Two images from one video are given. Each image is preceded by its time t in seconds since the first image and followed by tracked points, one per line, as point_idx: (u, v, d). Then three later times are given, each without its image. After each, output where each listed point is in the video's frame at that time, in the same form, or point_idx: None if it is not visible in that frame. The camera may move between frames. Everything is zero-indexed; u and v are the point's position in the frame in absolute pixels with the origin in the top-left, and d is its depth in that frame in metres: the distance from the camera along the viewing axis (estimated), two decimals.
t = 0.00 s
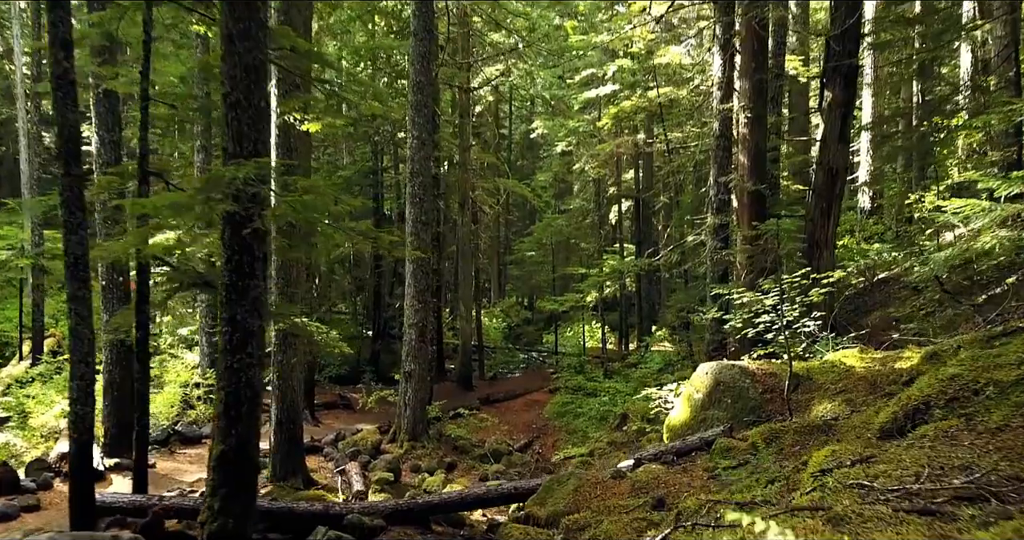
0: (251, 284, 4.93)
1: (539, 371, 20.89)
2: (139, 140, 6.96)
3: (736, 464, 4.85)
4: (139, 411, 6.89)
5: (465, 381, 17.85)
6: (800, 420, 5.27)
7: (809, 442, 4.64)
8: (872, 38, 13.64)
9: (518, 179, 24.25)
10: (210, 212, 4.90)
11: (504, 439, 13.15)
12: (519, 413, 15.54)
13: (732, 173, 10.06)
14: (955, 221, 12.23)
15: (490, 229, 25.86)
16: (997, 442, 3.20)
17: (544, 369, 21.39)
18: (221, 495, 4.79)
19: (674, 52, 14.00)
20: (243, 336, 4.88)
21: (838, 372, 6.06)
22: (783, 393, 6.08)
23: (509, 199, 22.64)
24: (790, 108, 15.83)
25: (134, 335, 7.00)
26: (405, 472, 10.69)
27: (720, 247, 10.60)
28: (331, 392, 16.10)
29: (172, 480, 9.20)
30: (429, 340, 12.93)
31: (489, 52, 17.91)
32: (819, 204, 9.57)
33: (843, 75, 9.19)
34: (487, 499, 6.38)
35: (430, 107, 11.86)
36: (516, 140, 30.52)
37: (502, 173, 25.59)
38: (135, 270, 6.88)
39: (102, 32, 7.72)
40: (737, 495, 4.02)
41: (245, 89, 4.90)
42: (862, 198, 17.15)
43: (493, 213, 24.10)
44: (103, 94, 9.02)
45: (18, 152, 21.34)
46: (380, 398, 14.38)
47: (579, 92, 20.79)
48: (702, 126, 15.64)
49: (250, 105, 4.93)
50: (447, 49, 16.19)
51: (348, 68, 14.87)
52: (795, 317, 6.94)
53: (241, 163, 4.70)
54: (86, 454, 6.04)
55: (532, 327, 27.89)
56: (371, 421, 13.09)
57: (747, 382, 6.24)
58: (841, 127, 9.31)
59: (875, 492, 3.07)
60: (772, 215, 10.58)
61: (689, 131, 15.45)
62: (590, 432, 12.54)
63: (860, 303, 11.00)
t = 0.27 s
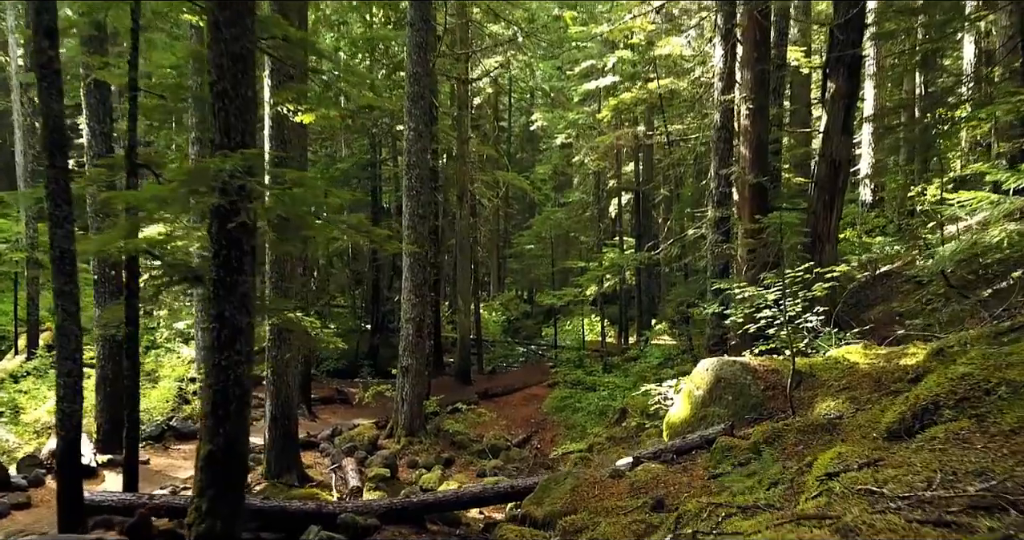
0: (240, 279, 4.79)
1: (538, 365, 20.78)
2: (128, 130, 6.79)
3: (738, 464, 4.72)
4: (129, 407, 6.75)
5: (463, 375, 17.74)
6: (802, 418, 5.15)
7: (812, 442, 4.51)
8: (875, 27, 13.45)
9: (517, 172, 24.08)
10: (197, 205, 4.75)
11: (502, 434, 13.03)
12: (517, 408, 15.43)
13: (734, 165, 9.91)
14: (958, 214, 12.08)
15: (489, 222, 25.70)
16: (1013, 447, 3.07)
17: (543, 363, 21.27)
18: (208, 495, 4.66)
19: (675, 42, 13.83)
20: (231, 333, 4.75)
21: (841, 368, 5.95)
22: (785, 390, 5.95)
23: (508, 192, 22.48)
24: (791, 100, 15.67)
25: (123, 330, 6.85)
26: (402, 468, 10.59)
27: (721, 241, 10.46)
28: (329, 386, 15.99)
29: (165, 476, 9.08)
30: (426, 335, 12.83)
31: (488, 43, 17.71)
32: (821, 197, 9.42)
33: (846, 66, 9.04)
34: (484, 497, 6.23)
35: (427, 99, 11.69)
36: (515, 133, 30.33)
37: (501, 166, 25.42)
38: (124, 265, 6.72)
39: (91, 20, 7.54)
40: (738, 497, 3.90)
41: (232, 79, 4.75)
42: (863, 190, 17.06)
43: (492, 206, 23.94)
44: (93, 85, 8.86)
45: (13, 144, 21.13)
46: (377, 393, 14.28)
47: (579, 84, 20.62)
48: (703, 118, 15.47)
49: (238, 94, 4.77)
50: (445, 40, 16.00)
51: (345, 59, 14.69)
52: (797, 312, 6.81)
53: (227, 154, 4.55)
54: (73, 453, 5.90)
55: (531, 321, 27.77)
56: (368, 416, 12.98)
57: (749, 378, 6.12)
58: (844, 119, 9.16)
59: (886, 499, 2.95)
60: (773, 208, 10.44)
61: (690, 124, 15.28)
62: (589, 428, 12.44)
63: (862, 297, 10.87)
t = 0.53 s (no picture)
0: (226, 273, 4.63)
1: (537, 358, 20.64)
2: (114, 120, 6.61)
3: (740, 464, 4.58)
4: (117, 403, 6.60)
5: (461, 368, 17.61)
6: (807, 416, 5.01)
7: (817, 442, 4.37)
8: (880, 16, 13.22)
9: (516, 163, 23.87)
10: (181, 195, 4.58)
11: (500, 428, 12.90)
12: (516, 401, 15.30)
13: (735, 156, 9.74)
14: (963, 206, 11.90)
15: (488, 214, 25.50)
16: None
17: (542, 356, 21.13)
18: (193, 496, 4.52)
19: (677, 32, 13.61)
20: (216, 329, 4.59)
21: (845, 364, 5.81)
22: (788, 386, 5.81)
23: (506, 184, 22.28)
24: (793, 90, 15.46)
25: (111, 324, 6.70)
26: (399, 463, 10.47)
27: (722, 233, 10.29)
28: (326, 380, 15.86)
29: (158, 472, 8.96)
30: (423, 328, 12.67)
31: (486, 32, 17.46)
32: (824, 188, 9.25)
33: (851, 53, 8.84)
34: (479, 496, 6.15)
35: (424, 88, 11.48)
36: (515, 124, 30.10)
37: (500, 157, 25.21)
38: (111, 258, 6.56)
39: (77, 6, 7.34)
40: (741, 501, 3.76)
41: (216, 65, 4.57)
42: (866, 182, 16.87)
43: (491, 198, 23.74)
44: (82, 74, 8.68)
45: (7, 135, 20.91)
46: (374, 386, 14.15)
47: (578, 74, 20.38)
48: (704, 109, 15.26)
49: (222, 81, 4.59)
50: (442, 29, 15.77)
51: (341, 48, 14.46)
52: (800, 306, 6.66)
53: (212, 143, 4.38)
54: (58, 451, 5.74)
55: (530, 313, 27.63)
56: (365, 410, 12.84)
57: (751, 374, 5.97)
58: (848, 108, 8.98)
59: (898, 509, 2.81)
60: (775, 200, 10.27)
61: (691, 114, 15.07)
62: (589, 422, 12.31)
63: (865, 290, 10.71)
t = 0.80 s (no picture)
0: (213, 269, 4.49)
1: (536, 352, 20.51)
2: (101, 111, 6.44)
3: (742, 465, 4.46)
4: (106, 401, 6.47)
5: (460, 362, 17.50)
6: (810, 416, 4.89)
7: (822, 442, 4.25)
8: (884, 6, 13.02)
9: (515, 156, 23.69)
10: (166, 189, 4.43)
11: (498, 423, 12.77)
12: (514, 396, 15.19)
13: (736, 148, 9.59)
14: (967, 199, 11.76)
15: (486, 207, 25.33)
16: None
17: (541, 349, 21.00)
18: (180, 498, 4.40)
19: (677, 22, 13.42)
20: (203, 326, 4.45)
21: (849, 361, 5.68)
22: (791, 384, 5.68)
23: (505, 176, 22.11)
24: (795, 81, 15.28)
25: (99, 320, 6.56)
26: (395, 459, 10.36)
27: (723, 226, 10.14)
28: (323, 374, 15.75)
29: (151, 469, 8.85)
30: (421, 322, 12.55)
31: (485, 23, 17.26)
32: (827, 181, 9.10)
33: (854, 43, 8.69)
34: (475, 496, 6.04)
35: (420, 79, 11.30)
36: (514, 116, 29.89)
37: (499, 149, 25.02)
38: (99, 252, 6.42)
39: None
40: (744, 505, 3.64)
41: (202, 54, 4.42)
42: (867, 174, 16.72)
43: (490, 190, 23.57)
44: (72, 64, 8.50)
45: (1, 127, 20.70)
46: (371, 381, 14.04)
47: (578, 65, 20.18)
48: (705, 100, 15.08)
49: (208, 70, 4.44)
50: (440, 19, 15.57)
51: (337, 39, 14.27)
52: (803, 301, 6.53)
53: (197, 134, 4.23)
54: (45, 451, 5.62)
55: (530, 306, 27.51)
56: (362, 405, 12.73)
57: (752, 371, 5.85)
58: (852, 99, 8.83)
59: (911, 519, 2.69)
60: (777, 193, 10.13)
61: (692, 106, 14.90)
62: (588, 417, 12.20)
63: (868, 284, 10.58)
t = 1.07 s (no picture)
0: (197, 264, 4.33)
1: (535, 344, 20.39)
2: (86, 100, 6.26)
3: (744, 466, 4.32)
4: (93, 398, 6.32)
5: (458, 355, 17.37)
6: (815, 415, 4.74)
7: (827, 443, 4.11)
8: None
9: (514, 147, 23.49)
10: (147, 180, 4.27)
11: (496, 417, 12.65)
12: (513, 389, 15.06)
13: (738, 139, 9.43)
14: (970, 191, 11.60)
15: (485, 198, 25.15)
16: None
17: (540, 342, 20.88)
18: (163, 501, 4.26)
19: (678, 11, 13.21)
20: (187, 323, 4.30)
21: (854, 357, 5.54)
22: (794, 381, 5.54)
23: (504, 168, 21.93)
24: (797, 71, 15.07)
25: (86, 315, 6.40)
26: (392, 454, 10.25)
27: (724, 218, 9.97)
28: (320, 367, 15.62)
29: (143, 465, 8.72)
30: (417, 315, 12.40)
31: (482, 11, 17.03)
32: (831, 172, 8.93)
33: (859, 31, 8.52)
34: (470, 495, 5.90)
35: (417, 68, 11.11)
36: (513, 106, 29.66)
37: (497, 140, 24.81)
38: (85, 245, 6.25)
39: None
40: (748, 510, 3.49)
41: (183, 39, 4.24)
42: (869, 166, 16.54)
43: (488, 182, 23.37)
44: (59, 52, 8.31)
45: None
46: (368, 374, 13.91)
47: (577, 55, 19.94)
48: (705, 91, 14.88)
49: (190, 56, 4.26)
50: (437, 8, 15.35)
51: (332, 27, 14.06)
52: (806, 296, 6.38)
53: (179, 123, 4.07)
54: (28, 448, 5.48)
55: (529, 298, 27.36)
56: (358, 399, 12.61)
57: (755, 368, 5.71)
58: (856, 89, 8.66)
59: (929, 532, 2.55)
60: (779, 185, 9.96)
61: (692, 96, 14.71)
62: (586, 411, 12.08)
63: (870, 277, 10.42)
